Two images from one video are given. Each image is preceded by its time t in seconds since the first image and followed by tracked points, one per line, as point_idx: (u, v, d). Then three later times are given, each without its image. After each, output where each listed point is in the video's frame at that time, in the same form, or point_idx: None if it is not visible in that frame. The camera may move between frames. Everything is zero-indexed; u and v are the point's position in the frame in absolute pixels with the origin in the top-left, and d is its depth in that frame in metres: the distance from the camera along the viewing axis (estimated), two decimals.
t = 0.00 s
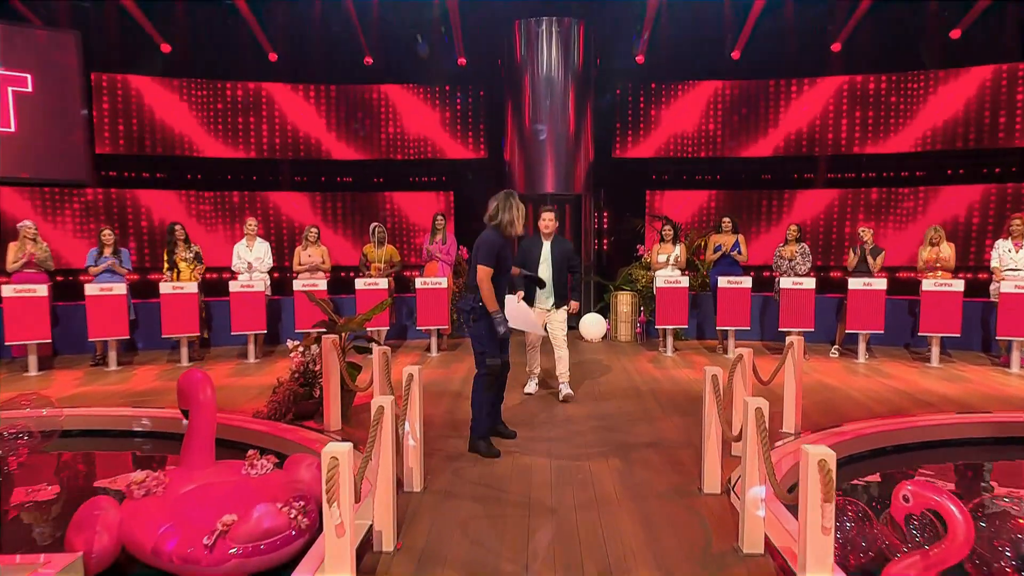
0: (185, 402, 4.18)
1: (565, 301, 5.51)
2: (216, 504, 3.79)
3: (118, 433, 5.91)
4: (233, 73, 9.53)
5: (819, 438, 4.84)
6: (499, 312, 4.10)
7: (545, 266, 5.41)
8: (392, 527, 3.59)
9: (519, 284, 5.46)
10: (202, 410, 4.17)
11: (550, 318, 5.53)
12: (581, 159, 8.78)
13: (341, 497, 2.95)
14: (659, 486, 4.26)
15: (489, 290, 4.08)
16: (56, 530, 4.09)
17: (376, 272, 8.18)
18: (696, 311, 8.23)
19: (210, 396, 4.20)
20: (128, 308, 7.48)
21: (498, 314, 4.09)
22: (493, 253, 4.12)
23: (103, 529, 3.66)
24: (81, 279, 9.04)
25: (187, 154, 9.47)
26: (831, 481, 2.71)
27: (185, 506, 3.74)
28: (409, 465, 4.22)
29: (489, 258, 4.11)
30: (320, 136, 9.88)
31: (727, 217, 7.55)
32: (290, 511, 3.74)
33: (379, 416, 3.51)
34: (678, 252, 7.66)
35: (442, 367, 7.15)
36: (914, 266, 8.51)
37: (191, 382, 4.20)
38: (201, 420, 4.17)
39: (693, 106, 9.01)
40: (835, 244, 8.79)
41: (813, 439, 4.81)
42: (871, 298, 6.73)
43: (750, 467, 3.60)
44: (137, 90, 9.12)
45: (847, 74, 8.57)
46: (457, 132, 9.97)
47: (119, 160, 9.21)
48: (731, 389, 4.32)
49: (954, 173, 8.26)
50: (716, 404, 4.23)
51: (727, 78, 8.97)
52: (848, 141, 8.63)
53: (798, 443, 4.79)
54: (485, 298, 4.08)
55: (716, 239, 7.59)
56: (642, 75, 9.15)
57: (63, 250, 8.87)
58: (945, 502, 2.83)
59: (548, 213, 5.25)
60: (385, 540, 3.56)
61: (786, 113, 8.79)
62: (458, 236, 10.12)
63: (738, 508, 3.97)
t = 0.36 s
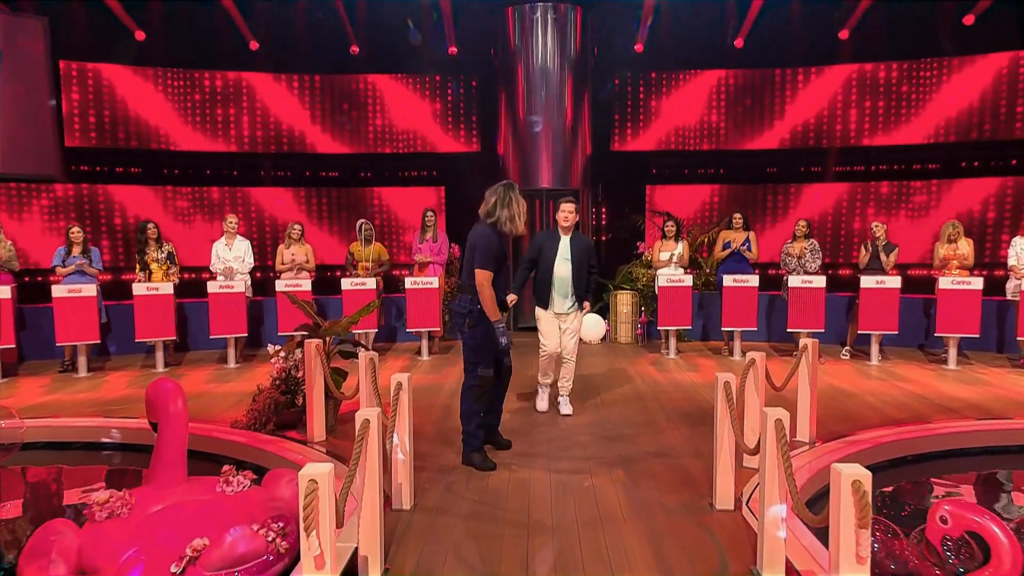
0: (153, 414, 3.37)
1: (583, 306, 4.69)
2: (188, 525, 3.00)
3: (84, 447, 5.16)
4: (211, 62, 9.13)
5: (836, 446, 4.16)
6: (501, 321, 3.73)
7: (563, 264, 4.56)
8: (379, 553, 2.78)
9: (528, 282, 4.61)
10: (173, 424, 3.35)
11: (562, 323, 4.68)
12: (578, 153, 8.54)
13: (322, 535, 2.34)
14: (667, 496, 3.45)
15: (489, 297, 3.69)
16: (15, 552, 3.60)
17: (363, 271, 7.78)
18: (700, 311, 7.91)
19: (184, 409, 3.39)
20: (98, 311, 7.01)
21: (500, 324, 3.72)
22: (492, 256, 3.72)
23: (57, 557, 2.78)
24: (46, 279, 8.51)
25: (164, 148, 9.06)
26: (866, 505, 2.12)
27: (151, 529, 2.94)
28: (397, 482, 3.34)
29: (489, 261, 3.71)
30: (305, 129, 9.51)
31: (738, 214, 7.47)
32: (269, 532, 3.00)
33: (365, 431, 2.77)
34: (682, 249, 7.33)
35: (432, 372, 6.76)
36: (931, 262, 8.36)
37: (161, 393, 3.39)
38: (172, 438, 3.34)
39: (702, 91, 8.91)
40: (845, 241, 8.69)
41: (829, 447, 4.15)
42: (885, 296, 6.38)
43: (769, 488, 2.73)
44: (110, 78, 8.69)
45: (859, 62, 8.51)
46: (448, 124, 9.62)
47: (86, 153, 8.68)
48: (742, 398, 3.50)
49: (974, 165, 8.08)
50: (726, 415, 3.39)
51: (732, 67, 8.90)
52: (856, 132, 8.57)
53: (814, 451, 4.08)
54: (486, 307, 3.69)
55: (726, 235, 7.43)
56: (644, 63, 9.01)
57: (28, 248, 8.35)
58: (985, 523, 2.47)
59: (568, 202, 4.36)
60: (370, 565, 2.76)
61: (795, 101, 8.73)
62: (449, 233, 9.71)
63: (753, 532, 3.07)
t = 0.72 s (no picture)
0: (140, 420, 3.23)
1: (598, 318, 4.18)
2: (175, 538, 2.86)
3: (73, 451, 5.02)
4: (202, 55, 8.96)
5: (849, 446, 4.05)
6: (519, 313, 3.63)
7: (575, 269, 4.11)
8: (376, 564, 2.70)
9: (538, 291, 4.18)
10: (159, 431, 3.20)
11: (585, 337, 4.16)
12: (578, 148, 8.45)
13: (311, 554, 2.17)
14: (675, 503, 3.32)
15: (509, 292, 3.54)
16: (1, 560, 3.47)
17: (358, 268, 7.63)
18: (702, 308, 7.81)
19: (170, 415, 3.24)
20: (88, 310, 6.86)
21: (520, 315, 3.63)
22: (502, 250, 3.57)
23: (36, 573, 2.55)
24: (34, 277, 8.33)
25: (155, 144, 8.89)
26: (899, 525, 1.91)
27: (137, 543, 2.81)
28: (394, 490, 3.21)
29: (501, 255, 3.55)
30: (299, 123, 9.37)
31: (741, 210, 7.34)
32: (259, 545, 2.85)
33: (360, 441, 2.59)
34: (684, 245, 7.21)
35: (431, 372, 6.63)
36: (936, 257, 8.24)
37: (147, 397, 3.25)
38: (157, 445, 3.19)
39: (703, 84, 8.81)
40: (847, 236, 8.59)
41: (843, 447, 4.05)
42: (892, 292, 6.26)
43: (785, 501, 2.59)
44: (98, 71, 8.51)
45: (863, 54, 8.38)
46: (445, 119, 9.48)
47: (76, 148, 8.49)
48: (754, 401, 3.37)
49: (979, 159, 7.92)
50: (736, 421, 3.27)
51: (734, 60, 8.79)
52: (860, 125, 8.44)
53: (827, 451, 3.97)
54: (507, 301, 3.55)
55: (730, 230, 7.31)
56: (645, 55, 8.88)
57: (16, 245, 8.17)
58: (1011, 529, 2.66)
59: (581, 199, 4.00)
60: None
61: (797, 95, 8.62)
62: (446, 229, 9.56)
63: (767, 542, 2.95)
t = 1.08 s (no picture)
0: (131, 430, 3.07)
1: (625, 323, 3.64)
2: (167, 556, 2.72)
3: (67, 458, 4.87)
4: (198, 50, 8.79)
5: (868, 452, 3.88)
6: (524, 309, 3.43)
7: (597, 266, 3.68)
8: None
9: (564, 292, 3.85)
10: (151, 443, 3.04)
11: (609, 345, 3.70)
12: (582, 142, 8.31)
13: None
14: (691, 514, 3.19)
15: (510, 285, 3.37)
16: None
17: (359, 267, 7.47)
18: (711, 304, 7.66)
19: (163, 426, 3.08)
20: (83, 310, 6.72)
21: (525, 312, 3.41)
22: (505, 243, 3.42)
23: None
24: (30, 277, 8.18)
25: (153, 140, 8.74)
26: (952, 553, 1.76)
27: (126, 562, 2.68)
28: (398, 503, 3.05)
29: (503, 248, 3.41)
30: (298, 119, 9.21)
31: (748, 205, 7.18)
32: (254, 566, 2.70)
33: (362, 455, 2.43)
34: (691, 241, 7.06)
35: (434, 372, 6.49)
36: (947, 251, 8.08)
37: (139, 407, 3.09)
38: (150, 458, 3.03)
39: (708, 76, 8.63)
40: (857, 230, 8.41)
41: (861, 453, 3.88)
42: (906, 288, 6.09)
43: (814, 518, 2.43)
44: (93, 67, 8.32)
45: (872, 44, 8.20)
46: (446, 113, 9.32)
47: (70, 145, 8.30)
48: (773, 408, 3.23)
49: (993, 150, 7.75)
50: (756, 428, 3.12)
51: (740, 51, 8.62)
52: (870, 117, 8.27)
53: (844, 457, 3.80)
54: (507, 296, 3.37)
55: (736, 226, 7.16)
56: (650, 46, 8.72)
57: (11, 245, 8.01)
58: None
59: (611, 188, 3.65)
60: None
61: (805, 86, 8.45)
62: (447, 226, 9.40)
63: (791, 554, 2.81)
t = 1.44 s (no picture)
0: (113, 444, 2.89)
1: (636, 329, 3.40)
2: None
3: (54, 469, 4.70)
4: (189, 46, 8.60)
5: (887, 458, 3.72)
6: (491, 312, 3.30)
7: (609, 267, 3.51)
8: None
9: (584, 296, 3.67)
10: (134, 457, 2.87)
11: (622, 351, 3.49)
12: (582, 139, 8.17)
13: None
14: (706, 526, 3.04)
15: (484, 285, 3.27)
16: None
17: (355, 267, 7.31)
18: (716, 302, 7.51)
19: (147, 439, 2.91)
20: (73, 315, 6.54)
21: (489, 315, 3.29)
22: (496, 242, 3.28)
23: None
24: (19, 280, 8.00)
25: (143, 139, 8.55)
26: None
27: None
28: (397, 519, 2.89)
29: (491, 247, 3.27)
30: (292, 116, 9.03)
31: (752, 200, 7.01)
32: None
33: (356, 474, 2.29)
34: (695, 238, 6.90)
35: (434, 375, 6.34)
36: (955, 245, 7.95)
37: (121, 419, 2.89)
38: (134, 473, 2.86)
39: (710, 70, 8.48)
40: (862, 225, 8.26)
41: (879, 458, 3.72)
42: (917, 285, 5.93)
43: (841, 535, 2.25)
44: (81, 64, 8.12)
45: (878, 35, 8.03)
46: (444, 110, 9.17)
47: (58, 145, 8.11)
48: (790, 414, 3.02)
49: (1002, 142, 7.62)
50: (773, 437, 2.91)
51: (742, 43, 8.46)
52: (876, 108, 8.10)
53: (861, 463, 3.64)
54: (477, 295, 3.28)
55: (740, 223, 7.01)
56: (650, 39, 8.55)
57: None
58: None
59: (627, 180, 3.39)
60: None
61: (809, 78, 8.29)
62: (446, 224, 9.24)
63: (812, 571, 2.65)
